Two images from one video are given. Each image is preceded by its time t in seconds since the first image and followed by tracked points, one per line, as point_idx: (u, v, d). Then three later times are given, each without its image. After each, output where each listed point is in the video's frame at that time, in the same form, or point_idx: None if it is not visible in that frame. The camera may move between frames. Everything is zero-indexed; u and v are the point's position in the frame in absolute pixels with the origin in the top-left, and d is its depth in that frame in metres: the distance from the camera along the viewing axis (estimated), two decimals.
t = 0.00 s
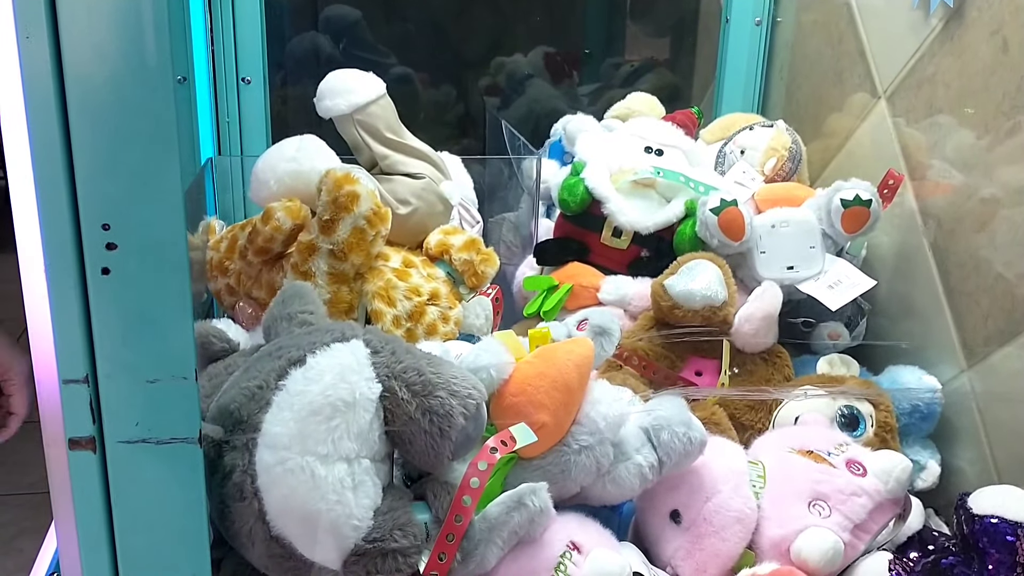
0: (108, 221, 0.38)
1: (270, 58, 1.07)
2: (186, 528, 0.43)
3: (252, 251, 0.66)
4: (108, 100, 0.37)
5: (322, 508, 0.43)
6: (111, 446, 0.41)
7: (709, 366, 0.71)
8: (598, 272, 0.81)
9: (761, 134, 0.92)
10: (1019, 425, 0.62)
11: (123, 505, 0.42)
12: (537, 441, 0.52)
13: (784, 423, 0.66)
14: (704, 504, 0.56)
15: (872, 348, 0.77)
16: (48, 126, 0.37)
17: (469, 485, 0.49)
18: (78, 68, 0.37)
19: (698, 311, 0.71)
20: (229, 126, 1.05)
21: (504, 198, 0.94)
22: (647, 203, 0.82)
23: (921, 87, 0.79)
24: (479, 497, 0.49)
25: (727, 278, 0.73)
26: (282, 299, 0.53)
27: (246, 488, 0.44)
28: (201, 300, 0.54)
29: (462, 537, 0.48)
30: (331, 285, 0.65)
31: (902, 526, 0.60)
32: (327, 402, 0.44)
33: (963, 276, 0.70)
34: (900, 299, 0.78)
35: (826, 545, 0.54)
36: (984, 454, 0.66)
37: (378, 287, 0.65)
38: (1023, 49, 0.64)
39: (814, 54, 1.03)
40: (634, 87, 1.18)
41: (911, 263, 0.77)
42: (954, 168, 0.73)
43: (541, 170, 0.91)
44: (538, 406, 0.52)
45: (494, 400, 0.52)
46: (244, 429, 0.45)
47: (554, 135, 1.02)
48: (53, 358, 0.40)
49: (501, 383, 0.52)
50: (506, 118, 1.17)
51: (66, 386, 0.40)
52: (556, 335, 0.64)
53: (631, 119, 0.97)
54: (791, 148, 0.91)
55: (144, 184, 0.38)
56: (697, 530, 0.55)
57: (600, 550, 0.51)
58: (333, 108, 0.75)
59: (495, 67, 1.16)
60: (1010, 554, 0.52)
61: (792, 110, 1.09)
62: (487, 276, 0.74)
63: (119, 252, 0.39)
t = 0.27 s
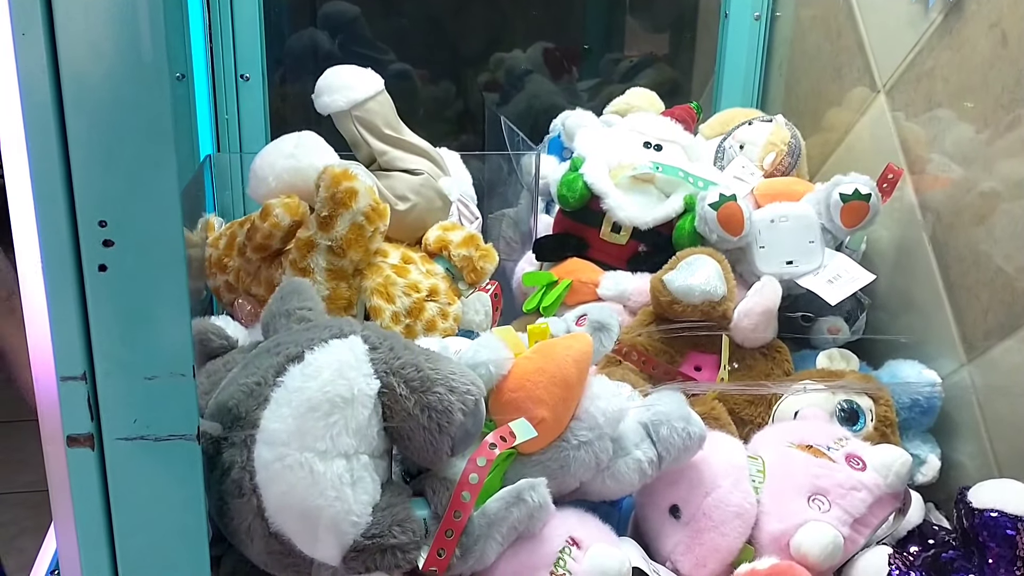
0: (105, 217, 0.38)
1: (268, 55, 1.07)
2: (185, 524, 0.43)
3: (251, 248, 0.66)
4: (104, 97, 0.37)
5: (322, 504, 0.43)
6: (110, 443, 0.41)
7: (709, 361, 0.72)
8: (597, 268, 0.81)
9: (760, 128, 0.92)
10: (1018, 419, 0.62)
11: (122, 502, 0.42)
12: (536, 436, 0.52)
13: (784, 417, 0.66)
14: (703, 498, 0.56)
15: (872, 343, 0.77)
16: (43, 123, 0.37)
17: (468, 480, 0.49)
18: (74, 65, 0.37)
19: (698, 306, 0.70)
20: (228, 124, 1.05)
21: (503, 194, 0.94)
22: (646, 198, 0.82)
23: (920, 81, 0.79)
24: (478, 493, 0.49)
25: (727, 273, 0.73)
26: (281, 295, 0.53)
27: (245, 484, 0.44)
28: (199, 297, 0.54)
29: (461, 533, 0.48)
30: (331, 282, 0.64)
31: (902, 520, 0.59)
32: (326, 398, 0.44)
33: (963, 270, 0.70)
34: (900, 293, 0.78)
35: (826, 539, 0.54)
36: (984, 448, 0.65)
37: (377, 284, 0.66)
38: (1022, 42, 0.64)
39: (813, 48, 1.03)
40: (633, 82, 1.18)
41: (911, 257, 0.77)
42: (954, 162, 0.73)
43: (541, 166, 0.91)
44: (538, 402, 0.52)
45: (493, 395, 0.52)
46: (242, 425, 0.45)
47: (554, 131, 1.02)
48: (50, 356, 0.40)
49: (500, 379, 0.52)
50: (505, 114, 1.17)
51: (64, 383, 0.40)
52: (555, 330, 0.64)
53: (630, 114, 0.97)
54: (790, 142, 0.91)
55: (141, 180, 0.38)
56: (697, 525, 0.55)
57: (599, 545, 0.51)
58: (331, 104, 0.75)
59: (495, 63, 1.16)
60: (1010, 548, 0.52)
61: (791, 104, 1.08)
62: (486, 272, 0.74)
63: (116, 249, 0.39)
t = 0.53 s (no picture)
0: (104, 218, 0.38)
1: (268, 54, 1.07)
2: (185, 523, 0.43)
3: (251, 247, 0.66)
4: (103, 97, 0.37)
5: (321, 503, 0.44)
6: (110, 443, 0.41)
7: (709, 360, 0.72)
8: (597, 266, 0.81)
9: (760, 126, 0.92)
10: (1018, 416, 0.62)
11: (122, 501, 0.42)
12: (535, 435, 0.52)
13: (784, 415, 0.66)
14: (703, 497, 0.56)
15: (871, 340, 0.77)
16: (42, 123, 0.37)
17: (468, 479, 0.49)
18: (73, 65, 0.37)
19: (698, 304, 0.71)
20: (228, 123, 1.05)
21: (503, 193, 0.94)
22: (646, 197, 0.82)
23: (920, 78, 0.79)
24: (478, 491, 0.49)
25: (726, 271, 0.73)
26: (281, 294, 0.53)
27: (245, 483, 0.44)
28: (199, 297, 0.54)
29: (461, 531, 0.48)
30: (330, 281, 0.65)
31: (902, 518, 0.59)
32: (325, 397, 0.44)
33: (962, 267, 0.70)
34: (900, 290, 0.78)
35: (826, 537, 0.54)
36: (984, 445, 0.65)
37: (377, 283, 0.66)
38: (1021, 39, 0.64)
39: (813, 45, 1.03)
40: (633, 81, 1.18)
41: (911, 255, 0.77)
42: (953, 159, 0.73)
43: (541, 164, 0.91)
44: (537, 400, 0.52)
45: (492, 394, 0.52)
46: (242, 424, 0.45)
47: (554, 130, 1.02)
48: (50, 355, 0.40)
49: (499, 377, 0.52)
50: (505, 113, 1.17)
51: (63, 383, 0.40)
52: (554, 329, 0.64)
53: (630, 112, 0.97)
54: (790, 140, 0.91)
55: (139, 181, 0.38)
56: (697, 523, 0.55)
57: (599, 543, 0.51)
58: (331, 103, 0.75)
59: (494, 62, 1.16)
60: (1010, 545, 0.52)
61: (791, 102, 1.08)
62: (486, 271, 0.74)
63: (115, 249, 0.39)
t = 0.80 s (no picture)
0: (97, 211, 0.38)
1: (266, 49, 1.07)
2: (182, 518, 0.42)
3: (248, 242, 0.66)
4: (97, 90, 0.37)
5: (319, 497, 0.43)
6: (105, 438, 0.41)
7: (709, 353, 0.71)
8: (597, 260, 0.81)
9: (760, 119, 0.92)
10: (1020, 408, 0.62)
11: (119, 497, 0.42)
12: (534, 428, 0.52)
13: (785, 408, 0.65)
14: (703, 490, 0.55)
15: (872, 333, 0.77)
16: (35, 115, 0.37)
17: (466, 473, 0.49)
18: (66, 57, 0.37)
19: (698, 297, 0.70)
20: (226, 118, 1.04)
21: (503, 186, 0.94)
22: (645, 190, 0.82)
23: (920, 69, 0.78)
24: (476, 485, 0.49)
25: (726, 264, 0.73)
26: (278, 288, 0.53)
27: (242, 478, 0.44)
28: (196, 291, 0.54)
29: (460, 526, 0.48)
30: (328, 275, 0.64)
31: (903, 511, 0.59)
32: (322, 391, 0.44)
33: (964, 259, 0.69)
34: (901, 283, 0.78)
35: (827, 531, 0.54)
36: (986, 438, 0.65)
37: (375, 277, 0.65)
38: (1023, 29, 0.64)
39: (813, 37, 1.02)
40: (633, 74, 1.17)
41: (912, 247, 0.77)
42: (954, 151, 0.72)
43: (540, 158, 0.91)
44: (536, 393, 0.52)
45: (491, 387, 0.52)
46: (238, 419, 0.44)
47: (553, 123, 1.01)
48: (44, 349, 0.40)
49: (498, 371, 0.52)
50: (504, 107, 1.17)
51: (58, 377, 0.40)
52: (554, 322, 0.64)
53: (629, 105, 0.96)
54: (790, 132, 0.90)
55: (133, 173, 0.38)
56: (697, 516, 0.55)
57: (599, 537, 0.51)
58: (328, 96, 0.74)
59: (493, 56, 1.16)
60: (1013, 538, 0.51)
61: (792, 94, 1.08)
62: (485, 264, 0.74)
63: (109, 242, 0.38)
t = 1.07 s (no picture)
0: (90, 204, 0.38)
1: (261, 45, 1.06)
2: (177, 513, 0.42)
3: (243, 237, 0.66)
4: (89, 83, 0.37)
5: (316, 491, 0.43)
6: (100, 433, 0.41)
7: (706, 347, 0.71)
8: (593, 254, 0.81)
9: (756, 112, 0.92)
10: (1017, 400, 0.62)
11: (114, 492, 0.42)
12: (530, 422, 0.52)
13: (781, 402, 0.65)
14: (700, 484, 0.55)
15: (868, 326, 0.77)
16: (27, 107, 0.37)
17: (463, 467, 0.48)
18: (58, 48, 0.36)
19: (693, 290, 0.70)
20: (220, 114, 1.04)
21: (499, 181, 0.93)
22: (641, 183, 0.82)
23: (916, 62, 0.78)
24: (472, 479, 0.48)
25: (722, 257, 0.73)
26: (273, 283, 0.52)
27: (237, 473, 0.44)
28: (191, 286, 0.54)
29: (456, 520, 0.48)
30: (323, 270, 0.64)
31: (901, 503, 0.59)
32: (318, 385, 0.44)
33: (960, 252, 0.69)
34: (898, 275, 0.78)
35: (824, 523, 0.54)
36: (983, 430, 0.65)
37: (370, 271, 0.65)
38: (1018, 21, 0.64)
39: (809, 31, 1.02)
40: (628, 69, 1.17)
41: (908, 240, 0.77)
42: (950, 144, 0.72)
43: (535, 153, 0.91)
44: (533, 387, 0.52)
45: (487, 381, 0.52)
46: (234, 413, 0.44)
47: (548, 117, 1.01)
48: (38, 344, 0.39)
49: (494, 365, 0.52)
50: (499, 102, 1.17)
51: (52, 372, 0.40)
52: (550, 315, 0.64)
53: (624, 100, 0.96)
54: (786, 125, 0.90)
55: (126, 167, 0.38)
56: (695, 509, 0.55)
57: (596, 530, 0.51)
58: (322, 91, 0.74)
59: (489, 51, 1.16)
60: (1011, 530, 0.51)
61: (787, 88, 1.08)
62: (481, 259, 0.73)
63: (102, 236, 0.38)
